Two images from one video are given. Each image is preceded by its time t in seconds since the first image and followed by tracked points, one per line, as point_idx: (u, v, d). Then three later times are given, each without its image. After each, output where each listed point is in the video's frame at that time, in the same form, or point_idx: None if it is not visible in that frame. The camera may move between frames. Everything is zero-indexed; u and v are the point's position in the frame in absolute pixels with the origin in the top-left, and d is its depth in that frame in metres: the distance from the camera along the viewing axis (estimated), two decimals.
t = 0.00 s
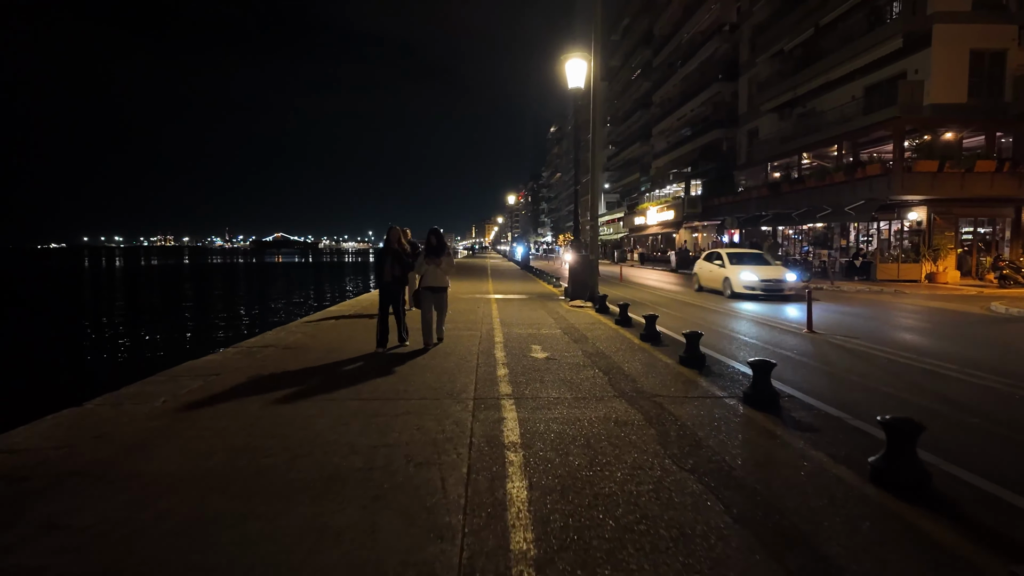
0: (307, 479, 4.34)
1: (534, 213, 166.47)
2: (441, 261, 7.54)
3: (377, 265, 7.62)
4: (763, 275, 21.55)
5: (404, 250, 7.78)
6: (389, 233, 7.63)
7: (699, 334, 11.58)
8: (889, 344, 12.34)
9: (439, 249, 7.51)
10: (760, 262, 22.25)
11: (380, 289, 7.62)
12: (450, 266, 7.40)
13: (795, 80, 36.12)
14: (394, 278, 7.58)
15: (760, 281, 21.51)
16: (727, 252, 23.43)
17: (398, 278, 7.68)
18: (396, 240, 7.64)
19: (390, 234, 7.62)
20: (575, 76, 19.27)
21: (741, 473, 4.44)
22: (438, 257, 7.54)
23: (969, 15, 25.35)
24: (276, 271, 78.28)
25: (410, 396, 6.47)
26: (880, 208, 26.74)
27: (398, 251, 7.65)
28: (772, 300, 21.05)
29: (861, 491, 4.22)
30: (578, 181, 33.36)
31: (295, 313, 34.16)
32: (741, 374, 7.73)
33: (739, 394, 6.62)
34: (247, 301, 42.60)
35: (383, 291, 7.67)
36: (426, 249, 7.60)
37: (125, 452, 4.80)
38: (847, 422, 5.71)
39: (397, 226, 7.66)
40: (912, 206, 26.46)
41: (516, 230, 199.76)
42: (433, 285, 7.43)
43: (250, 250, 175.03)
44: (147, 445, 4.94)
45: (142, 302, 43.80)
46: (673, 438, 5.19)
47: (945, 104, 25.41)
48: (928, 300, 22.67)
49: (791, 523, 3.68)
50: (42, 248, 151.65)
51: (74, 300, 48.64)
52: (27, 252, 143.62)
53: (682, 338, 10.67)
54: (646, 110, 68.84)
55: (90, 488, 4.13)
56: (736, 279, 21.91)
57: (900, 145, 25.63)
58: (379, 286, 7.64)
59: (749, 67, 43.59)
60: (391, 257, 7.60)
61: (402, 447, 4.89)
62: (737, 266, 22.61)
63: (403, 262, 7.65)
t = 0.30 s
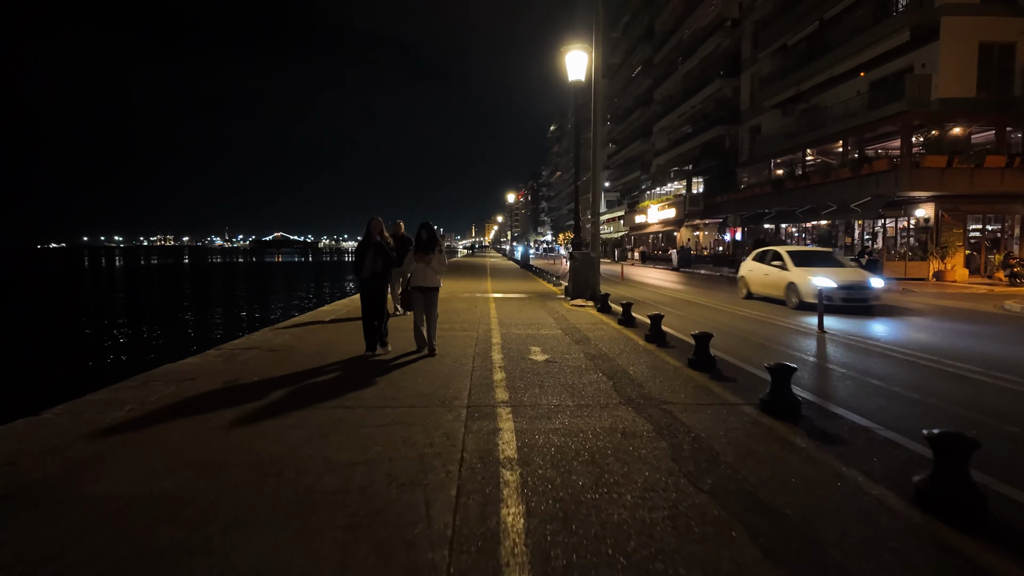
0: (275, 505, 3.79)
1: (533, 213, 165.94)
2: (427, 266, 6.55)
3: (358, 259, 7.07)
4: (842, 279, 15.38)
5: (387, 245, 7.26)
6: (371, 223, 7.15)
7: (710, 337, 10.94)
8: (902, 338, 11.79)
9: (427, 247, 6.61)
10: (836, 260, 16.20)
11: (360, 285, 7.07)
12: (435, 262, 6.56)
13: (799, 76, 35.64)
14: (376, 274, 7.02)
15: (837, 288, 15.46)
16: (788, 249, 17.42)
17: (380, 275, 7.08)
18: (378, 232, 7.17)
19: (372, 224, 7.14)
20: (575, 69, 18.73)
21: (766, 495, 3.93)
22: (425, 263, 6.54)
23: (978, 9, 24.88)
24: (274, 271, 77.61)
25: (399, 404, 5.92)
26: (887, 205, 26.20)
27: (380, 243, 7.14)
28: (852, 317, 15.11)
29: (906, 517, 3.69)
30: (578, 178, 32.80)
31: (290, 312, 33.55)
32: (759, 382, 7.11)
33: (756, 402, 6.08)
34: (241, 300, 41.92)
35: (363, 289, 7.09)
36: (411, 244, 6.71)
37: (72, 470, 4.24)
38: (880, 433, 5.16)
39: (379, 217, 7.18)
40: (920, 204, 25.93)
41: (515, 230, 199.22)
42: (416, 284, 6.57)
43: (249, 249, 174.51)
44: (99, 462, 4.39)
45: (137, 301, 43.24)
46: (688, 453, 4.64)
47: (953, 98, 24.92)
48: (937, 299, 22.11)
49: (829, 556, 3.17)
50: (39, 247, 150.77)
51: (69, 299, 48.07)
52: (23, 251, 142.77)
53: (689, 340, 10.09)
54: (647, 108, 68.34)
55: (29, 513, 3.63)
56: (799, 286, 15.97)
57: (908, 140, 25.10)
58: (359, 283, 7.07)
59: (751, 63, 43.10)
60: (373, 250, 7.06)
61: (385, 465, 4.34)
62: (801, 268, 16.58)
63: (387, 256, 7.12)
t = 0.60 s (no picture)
0: (241, 550, 3.29)
1: (533, 212, 165.39)
2: (424, 269, 5.99)
3: (346, 264, 6.52)
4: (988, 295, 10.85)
5: (378, 249, 6.73)
6: (360, 224, 6.61)
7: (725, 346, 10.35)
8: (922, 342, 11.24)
9: (425, 250, 6.04)
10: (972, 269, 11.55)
11: (348, 293, 6.51)
12: (432, 266, 6.01)
13: (804, 72, 35.08)
14: (366, 280, 6.47)
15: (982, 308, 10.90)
16: (895, 250, 12.83)
17: (371, 282, 6.54)
18: (369, 233, 6.65)
19: (361, 225, 6.61)
20: (577, 63, 18.15)
21: (810, 540, 3.40)
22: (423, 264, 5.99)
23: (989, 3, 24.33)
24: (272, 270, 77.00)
25: (390, 424, 5.39)
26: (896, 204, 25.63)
27: (370, 246, 6.62)
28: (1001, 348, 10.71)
29: (973, 567, 3.19)
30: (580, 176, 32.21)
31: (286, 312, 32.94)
32: (783, 395, 6.56)
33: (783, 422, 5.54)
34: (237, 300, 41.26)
35: (352, 297, 6.53)
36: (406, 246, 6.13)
37: (12, 511, 3.70)
38: (928, 462, 4.63)
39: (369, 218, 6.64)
40: (929, 202, 25.35)
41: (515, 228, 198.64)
42: (412, 290, 5.99)
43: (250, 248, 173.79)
44: (46, 500, 3.85)
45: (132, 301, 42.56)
46: (715, 485, 4.10)
47: (964, 95, 24.36)
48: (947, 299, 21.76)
49: None
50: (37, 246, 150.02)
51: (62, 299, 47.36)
52: (20, 249, 142.02)
53: (702, 347, 9.54)
54: (648, 106, 67.71)
55: None
56: (923, 300, 11.30)
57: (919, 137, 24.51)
58: (348, 291, 6.51)
59: (755, 60, 42.52)
60: (365, 253, 6.54)
61: (369, 504, 3.81)
62: (923, 276, 11.87)
63: (378, 261, 6.60)
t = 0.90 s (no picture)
0: None
1: (534, 212, 165.23)
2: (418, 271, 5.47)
3: (334, 265, 6.01)
4: None
5: (369, 249, 6.20)
6: (350, 221, 6.11)
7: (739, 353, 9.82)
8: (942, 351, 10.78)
9: (419, 250, 5.53)
10: None
11: (335, 297, 6.01)
12: (427, 268, 5.49)
13: (809, 70, 34.60)
14: (356, 282, 5.97)
15: None
16: None
17: (359, 286, 6.02)
18: (360, 232, 6.15)
19: (351, 223, 6.10)
20: (581, 58, 17.66)
21: None
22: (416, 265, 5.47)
23: None
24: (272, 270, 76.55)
25: (382, 444, 4.89)
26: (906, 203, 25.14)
27: (361, 246, 6.12)
28: None
29: None
30: (583, 174, 31.71)
31: (284, 312, 32.49)
32: (809, 409, 6.06)
33: (815, 442, 5.04)
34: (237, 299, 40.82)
35: (338, 302, 6.00)
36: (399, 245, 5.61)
37: None
38: (983, 492, 4.14)
39: (360, 215, 6.13)
40: (938, 201, 24.91)
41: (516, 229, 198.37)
42: (404, 294, 5.46)
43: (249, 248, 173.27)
44: None
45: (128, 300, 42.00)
46: (748, 521, 3.61)
47: (974, 92, 23.88)
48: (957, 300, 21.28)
49: None
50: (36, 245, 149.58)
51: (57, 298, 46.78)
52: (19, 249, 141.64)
53: (715, 353, 9.03)
54: (649, 105, 67.21)
55: None
56: None
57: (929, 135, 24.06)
58: (333, 296, 6.00)
59: (758, 58, 42.04)
60: (355, 252, 6.05)
61: (356, 543, 3.32)
62: None
63: (369, 262, 6.09)
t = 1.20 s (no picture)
0: None
1: (533, 212, 164.77)
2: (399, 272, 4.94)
3: (308, 267, 5.50)
4: None
5: (347, 249, 5.68)
6: (324, 218, 5.59)
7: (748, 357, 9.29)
8: (961, 356, 10.29)
9: (400, 249, 5.01)
10: None
11: (310, 302, 5.49)
12: (410, 269, 4.97)
13: (811, 66, 34.11)
14: (334, 287, 5.47)
15: None
16: None
17: (336, 291, 5.50)
18: (337, 230, 5.64)
19: (326, 219, 5.59)
20: (581, 51, 17.14)
21: None
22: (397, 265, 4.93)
23: None
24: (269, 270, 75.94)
25: (362, 464, 4.38)
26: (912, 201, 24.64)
27: (338, 245, 5.60)
28: None
29: None
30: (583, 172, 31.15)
31: (278, 312, 31.94)
32: (832, 422, 5.56)
33: (845, 460, 4.54)
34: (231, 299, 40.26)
35: (313, 308, 5.48)
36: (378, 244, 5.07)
37: None
38: None
39: (335, 210, 5.63)
40: (944, 200, 24.64)
41: (514, 229, 197.82)
42: (384, 299, 4.93)
43: (248, 247, 172.46)
44: None
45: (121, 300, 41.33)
46: (781, 560, 3.10)
47: (983, 88, 23.39)
48: (965, 300, 20.77)
49: None
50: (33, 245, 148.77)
51: (50, 299, 46.08)
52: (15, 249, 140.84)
53: (725, 358, 8.50)
54: (649, 103, 66.69)
55: None
56: None
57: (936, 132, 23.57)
58: (308, 302, 5.48)
59: (759, 55, 41.58)
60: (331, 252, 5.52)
61: None
62: None
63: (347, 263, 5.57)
